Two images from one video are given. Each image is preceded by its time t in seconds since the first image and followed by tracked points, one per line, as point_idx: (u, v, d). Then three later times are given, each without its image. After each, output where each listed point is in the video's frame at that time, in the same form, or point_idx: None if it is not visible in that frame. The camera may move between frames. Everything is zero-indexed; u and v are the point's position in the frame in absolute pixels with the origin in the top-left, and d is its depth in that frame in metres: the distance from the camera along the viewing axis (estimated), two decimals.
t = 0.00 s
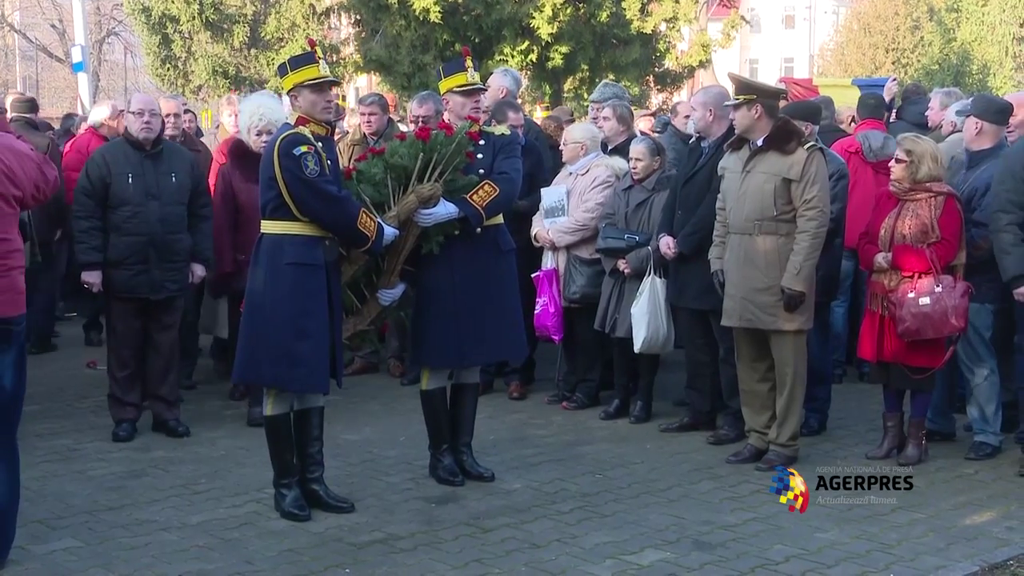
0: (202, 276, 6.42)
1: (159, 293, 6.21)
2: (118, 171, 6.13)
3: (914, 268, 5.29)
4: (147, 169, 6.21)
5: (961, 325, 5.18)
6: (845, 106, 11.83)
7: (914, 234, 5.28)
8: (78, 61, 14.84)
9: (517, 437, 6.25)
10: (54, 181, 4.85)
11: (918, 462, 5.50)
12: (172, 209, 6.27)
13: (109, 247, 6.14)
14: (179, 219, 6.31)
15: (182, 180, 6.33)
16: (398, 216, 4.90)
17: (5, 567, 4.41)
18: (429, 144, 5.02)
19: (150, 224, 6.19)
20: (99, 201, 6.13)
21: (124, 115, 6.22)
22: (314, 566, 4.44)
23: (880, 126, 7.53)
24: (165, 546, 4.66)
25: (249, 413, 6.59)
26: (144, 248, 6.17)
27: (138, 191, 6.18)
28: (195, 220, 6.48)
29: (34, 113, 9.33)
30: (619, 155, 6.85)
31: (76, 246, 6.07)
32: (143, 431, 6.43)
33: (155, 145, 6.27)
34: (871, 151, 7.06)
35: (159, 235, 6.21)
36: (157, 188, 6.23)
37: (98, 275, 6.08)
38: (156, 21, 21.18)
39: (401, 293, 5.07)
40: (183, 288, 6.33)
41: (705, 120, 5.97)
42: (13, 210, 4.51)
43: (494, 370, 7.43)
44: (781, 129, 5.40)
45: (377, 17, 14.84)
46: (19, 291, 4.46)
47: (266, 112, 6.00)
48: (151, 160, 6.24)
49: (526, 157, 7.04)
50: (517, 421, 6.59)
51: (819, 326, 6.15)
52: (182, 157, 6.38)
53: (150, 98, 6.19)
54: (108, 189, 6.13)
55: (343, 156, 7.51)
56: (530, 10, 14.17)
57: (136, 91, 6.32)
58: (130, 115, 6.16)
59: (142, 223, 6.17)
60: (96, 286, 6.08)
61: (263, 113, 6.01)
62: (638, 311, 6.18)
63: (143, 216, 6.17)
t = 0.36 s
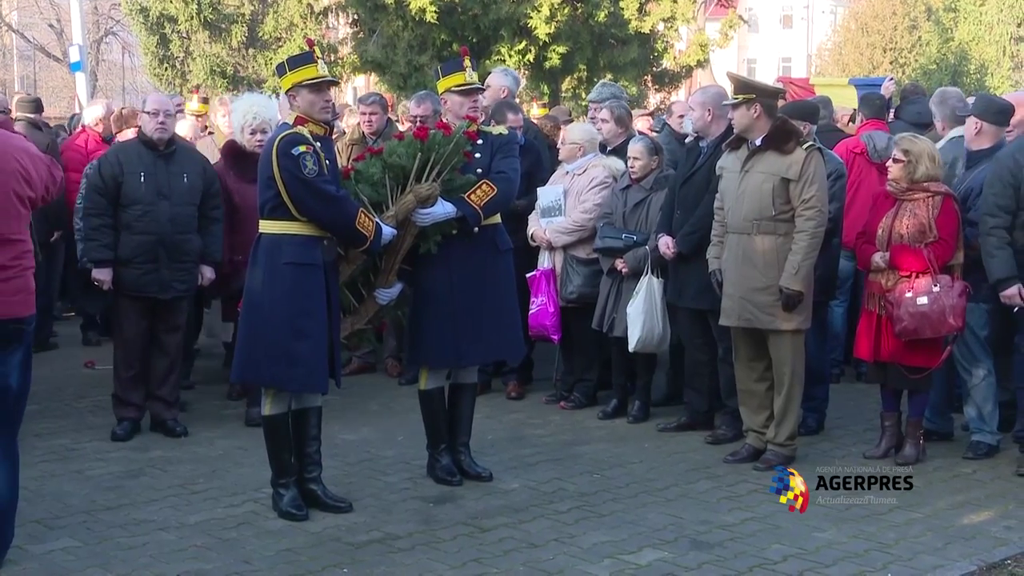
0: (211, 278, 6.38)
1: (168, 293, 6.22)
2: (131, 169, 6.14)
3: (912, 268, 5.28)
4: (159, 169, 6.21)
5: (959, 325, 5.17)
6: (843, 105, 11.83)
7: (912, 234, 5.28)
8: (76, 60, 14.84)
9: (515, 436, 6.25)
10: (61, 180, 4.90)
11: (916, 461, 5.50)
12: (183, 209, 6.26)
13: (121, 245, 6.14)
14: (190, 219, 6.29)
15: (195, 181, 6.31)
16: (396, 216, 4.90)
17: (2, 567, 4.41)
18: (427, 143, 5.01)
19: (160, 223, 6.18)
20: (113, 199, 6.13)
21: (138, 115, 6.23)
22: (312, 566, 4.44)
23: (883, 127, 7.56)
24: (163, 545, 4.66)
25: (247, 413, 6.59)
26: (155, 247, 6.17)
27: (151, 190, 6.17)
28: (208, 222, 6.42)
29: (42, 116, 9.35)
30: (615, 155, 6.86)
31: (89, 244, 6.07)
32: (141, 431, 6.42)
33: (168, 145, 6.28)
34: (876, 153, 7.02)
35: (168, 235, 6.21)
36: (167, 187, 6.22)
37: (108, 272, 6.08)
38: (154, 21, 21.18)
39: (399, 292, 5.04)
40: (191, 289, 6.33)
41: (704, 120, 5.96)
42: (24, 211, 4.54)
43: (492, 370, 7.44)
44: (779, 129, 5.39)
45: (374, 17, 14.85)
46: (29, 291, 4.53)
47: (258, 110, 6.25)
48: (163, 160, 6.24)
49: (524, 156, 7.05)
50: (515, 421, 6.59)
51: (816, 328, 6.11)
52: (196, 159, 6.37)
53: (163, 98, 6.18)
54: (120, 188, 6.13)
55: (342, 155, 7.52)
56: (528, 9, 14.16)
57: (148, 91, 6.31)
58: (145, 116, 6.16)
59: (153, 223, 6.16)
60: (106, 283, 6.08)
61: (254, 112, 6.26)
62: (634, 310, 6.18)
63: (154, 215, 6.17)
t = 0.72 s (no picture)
0: (211, 277, 6.37)
1: (168, 292, 6.20)
2: (130, 169, 6.13)
3: (912, 268, 5.28)
4: (158, 168, 6.20)
5: (959, 324, 5.17)
6: (842, 105, 11.84)
7: (912, 233, 5.28)
8: (75, 59, 14.85)
9: (514, 436, 6.25)
10: (60, 185, 4.97)
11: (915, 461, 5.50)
12: (183, 208, 6.26)
13: (119, 244, 6.15)
14: (190, 218, 6.29)
15: (194, 180, 6.31)
16: (395, 215, 4.91)
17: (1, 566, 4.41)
18: (426, 143, 5.01)
19: (160, 222, 6.18)
20: (108, 197, 6.13)
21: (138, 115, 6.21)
22: (311, 565, 4.44)
23: (882, 127, 7.53)
24: (162, 545, 4.66)
25: (247, 411, 6.59)
26: (156, 245, 6.17)
27: (151, 189, 6.17)
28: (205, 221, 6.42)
29: (26, 118, 9.36)
30: (614, 155, 6.86)
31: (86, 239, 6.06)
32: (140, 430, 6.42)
33: (167, 145, 6.27)
34: (874, 154, 7.04)
35: (168, 234, 6.20)
36: (167, 186, 6.22)
37: (108, 267, 6.08)
38: (153, 20, 21.17)
39: (397, 292, 5.03)
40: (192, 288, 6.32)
41: (706, 120, 5.90)
42: (33, 208, 4.54)
43: (491, 369, 7.44)
44: (781, 127, 5.40)
45: (373, 16, 14.85)
46: (38, 288, 4.54)
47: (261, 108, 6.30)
48: (162, 160, 6.23)
49: (523, 156, 7.05)
50: (514, 420, 6.59)
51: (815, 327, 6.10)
52: (195, 158, 6.36)
53: (164, 98, 6.17)
54: (119, 186, 6.13)
55: (342, 154, 7.53)
56: (527, 8, 14.15)
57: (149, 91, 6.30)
58: (145, 116, 6.14)
59: (153, 222, 6.16)
60: (107, 279, 6.09)
61: (257, 110, 6.30)
62: (634, 309, 6.18)
63: (154, 214, 6.17)
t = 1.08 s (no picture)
0: (205, 276, 6.43)
1: (167, 291, 6.20)
2: (127, 169, 6.13)
3: (912, 267, 5.28)
4: (155, 168, 6.21)
5: (960, 324, 5.16)
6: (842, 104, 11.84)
7: (913, 233, 5.28)
8: (75, 58, 14.85)
9: (514, 435, 6.25)
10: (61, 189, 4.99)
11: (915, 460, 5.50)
12: (180, 208, 6.26)
13: (118, 246, 6.14)
14: (188, 217, 6.29)
15: (189, 180, 6.31)
16: (394, 214, 4.91)
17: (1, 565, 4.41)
18: (425, 143, 5.00)
19: (158, 221, 6.18)
20: (109, 199, 6.13)
21: (133, 116, 6.22)
22: (311, 565, 4.44)
23: (878, 127, 7.49)
24: (162, 544, 4.66)
25: (247, 411, 6.59)
26: (154, 246, 6.17)
27: (147, 190, 6.17)
28: (203, 220, 6.44)
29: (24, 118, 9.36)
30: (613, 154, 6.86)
31: (86, 245, 6.05)
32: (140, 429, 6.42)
33: (162, 145, 6.27)
34: (871, 154, 7.05)
35: (166, 234, 6.20)
36: (163, 186, 6.22)
37: (108, 276, 6.07)
38: (153, 19, 21.18)
39: (396, 291, 5.02)
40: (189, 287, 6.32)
41: (707, 119, 5.92)
42: (36, 208, 4.56)
43: (491, 368, 7.44)
44: (785, 126, 5.40)
45: (373, 15, 14.84)
46: (40, 289, 4.55)
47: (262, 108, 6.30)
48: (158, 160, 6.23)
49: (522, 155, 7.05)
50: (514, 419, 6.59)
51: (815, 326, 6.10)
52: (189, 158, 6.37)
53: (157, 99, 6.18)
54: (116, 187, 6.13)
55: (340, 154, 7.54)
56: (527, 7, 14.15)
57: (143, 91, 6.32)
58: (139, 116, 6.15)
59: (151, 222, 6.16)
60: (107, 287, 6.08)
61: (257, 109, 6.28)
62: (635, 308, 6.19)
63: (152, 215, 6.17)
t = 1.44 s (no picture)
0: (202, 276, 6.45)
1: (165, 292, 6.21)
2: (125, 170, 6.13)
3: (913, 267, 5.27)
4: (153, 169, 6.21)
5: (960, 324, 5.17)
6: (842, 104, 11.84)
7: (914, 233, 5.27)
8: (75, 58, 14.85)
9: (513, 435, 6.25)
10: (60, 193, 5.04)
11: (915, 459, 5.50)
12: (179, 208, 6.26)
13: (116, 246, 6.13)
14: (186, 218, 6.30)
15: (188, 180, 6.32)
16: (393, 213, 4.90)
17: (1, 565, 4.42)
18: (424, 143, 5.00)
19: (157, 222, 6.18)
20: (107, 200, 6.12)
21: (131, 116, 6.22)
22: (310, 565, 4.44)
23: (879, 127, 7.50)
24: (162, 544, 4.66)
25: (246, 411, 6.59)
26: (152, 247, 6.17)
27: (146, 191, 6.17)
28: (202, 220, 6.45)
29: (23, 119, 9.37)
30: (612, 155, 6.87)
31: (85, 246, 6.04)
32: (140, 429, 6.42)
33: (160, 146, 6.27)
34: (871, 151, 7.10)
35: (165, 234, 6.21)
36: (162, 187, 6.22)
37: (105, 275, 6.07)
38: (153, 19, 21.17)
39: (396, 293, 5.03)
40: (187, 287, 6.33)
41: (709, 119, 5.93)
42: (34, 209, 4.60)
43: (491, 369, 7.43)
44: (787, 126, 5.41)
45: (373, 15, 14.83)
46: (36, 289, 4.59)
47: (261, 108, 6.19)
48: (156, 161, 6.24)
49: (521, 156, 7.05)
50: (514, 420, 6.59)
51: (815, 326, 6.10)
52: (187, 159, 6.38)
53: (156, 99, 6.18)
54: (115, 188, 6.12)
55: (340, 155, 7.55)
56: (527, 7, 14.14)
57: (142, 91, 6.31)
58: (139, 117, 6.14)
59: (149, 223, 6.16)
60: (103, 287, 6.07)
61: (256, 111, 6.17)
62: (636, 309, 6.20)
63: (150, 215, 6.17)
